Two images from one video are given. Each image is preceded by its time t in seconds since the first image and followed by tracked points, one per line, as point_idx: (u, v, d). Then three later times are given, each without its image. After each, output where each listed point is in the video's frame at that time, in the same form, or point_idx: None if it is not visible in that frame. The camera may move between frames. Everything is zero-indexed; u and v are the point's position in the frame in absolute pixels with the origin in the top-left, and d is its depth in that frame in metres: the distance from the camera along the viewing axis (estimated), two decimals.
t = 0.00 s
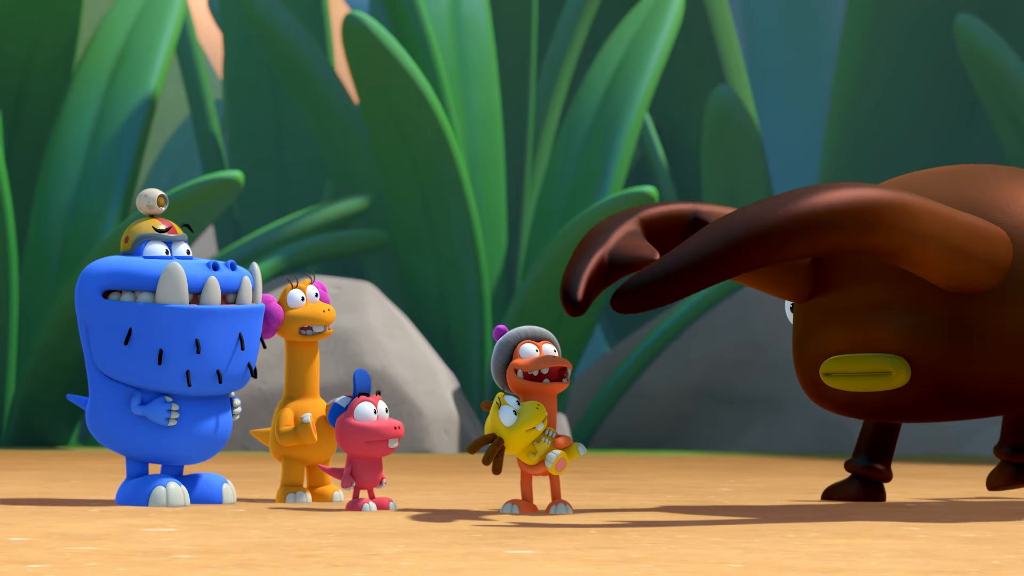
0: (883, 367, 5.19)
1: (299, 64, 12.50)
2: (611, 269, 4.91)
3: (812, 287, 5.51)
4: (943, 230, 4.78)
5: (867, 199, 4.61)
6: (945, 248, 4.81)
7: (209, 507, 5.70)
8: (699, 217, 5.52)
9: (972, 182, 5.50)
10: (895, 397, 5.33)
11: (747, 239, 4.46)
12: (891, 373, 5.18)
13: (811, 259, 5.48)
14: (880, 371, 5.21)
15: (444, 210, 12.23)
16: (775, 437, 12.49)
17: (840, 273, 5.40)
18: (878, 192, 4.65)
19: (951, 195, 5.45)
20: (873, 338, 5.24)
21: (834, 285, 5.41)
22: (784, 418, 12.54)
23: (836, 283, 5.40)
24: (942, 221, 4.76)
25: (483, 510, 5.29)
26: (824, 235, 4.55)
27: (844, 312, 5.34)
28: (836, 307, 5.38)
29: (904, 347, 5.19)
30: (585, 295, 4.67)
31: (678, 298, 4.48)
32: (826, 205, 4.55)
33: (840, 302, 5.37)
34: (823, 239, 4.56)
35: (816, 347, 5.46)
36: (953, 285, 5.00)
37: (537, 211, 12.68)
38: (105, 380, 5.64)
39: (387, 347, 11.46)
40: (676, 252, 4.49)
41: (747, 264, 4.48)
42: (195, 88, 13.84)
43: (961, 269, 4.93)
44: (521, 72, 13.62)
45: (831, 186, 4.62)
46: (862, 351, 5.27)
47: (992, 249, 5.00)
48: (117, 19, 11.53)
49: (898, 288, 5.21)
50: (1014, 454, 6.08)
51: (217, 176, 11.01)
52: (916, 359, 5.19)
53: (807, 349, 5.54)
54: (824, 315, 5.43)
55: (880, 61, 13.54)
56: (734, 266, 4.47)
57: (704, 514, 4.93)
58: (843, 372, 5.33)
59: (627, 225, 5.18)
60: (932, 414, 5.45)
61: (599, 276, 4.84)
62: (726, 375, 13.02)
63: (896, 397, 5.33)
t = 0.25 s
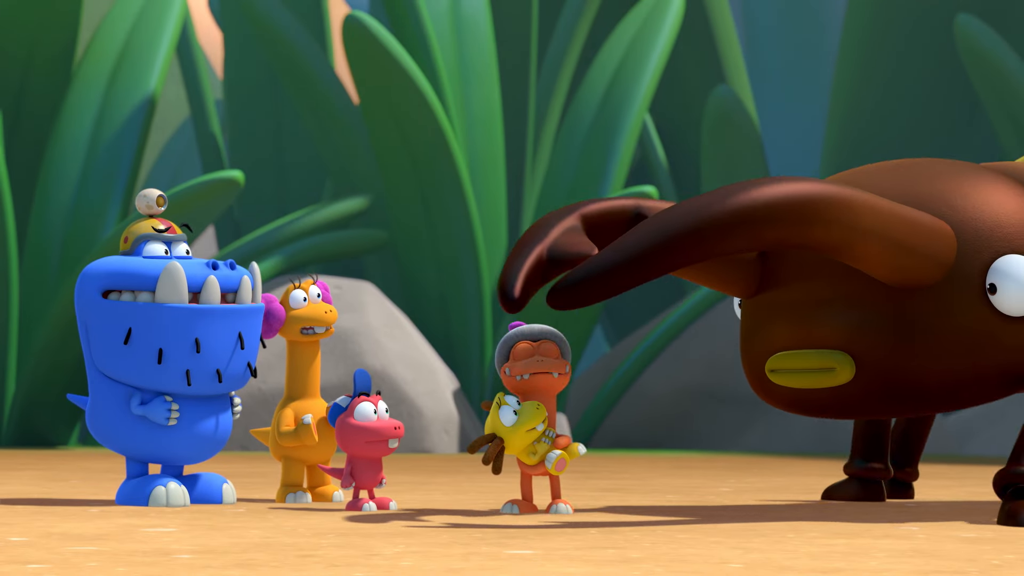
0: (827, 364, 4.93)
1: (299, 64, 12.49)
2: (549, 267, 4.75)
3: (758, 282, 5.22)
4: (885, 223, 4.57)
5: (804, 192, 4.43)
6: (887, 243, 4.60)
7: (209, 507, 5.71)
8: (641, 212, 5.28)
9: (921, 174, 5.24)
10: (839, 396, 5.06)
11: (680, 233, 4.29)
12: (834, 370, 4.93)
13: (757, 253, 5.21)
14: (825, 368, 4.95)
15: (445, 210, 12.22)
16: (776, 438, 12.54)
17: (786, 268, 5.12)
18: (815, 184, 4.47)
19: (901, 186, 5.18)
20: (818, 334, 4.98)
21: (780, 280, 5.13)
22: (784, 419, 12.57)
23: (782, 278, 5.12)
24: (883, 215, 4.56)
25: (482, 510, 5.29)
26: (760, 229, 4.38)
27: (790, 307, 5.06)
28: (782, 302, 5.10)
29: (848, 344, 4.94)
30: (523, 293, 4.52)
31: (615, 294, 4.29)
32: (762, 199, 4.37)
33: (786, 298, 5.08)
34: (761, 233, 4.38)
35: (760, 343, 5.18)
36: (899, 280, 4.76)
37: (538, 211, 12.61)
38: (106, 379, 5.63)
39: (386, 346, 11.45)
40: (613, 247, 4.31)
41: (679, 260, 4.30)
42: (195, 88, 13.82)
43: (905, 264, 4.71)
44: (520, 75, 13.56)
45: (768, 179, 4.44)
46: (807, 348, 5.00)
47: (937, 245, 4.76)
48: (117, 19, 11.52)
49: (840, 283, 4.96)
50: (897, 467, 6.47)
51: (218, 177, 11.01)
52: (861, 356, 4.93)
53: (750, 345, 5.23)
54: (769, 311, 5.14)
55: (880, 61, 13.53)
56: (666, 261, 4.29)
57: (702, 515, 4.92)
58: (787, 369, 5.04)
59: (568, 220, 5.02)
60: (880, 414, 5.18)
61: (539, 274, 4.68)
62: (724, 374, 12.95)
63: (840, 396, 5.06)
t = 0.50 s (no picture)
0: (773, 356, 4.86)
1: (299, 65, 12.49)
2: (489, 256, 4.65)
3: (705, 274, 5.16)
4: (828, 212, 4.53)
5: (745, 179, 4.38)
6: (831, 231, 4.57)
7: (208, 507, 5.71)
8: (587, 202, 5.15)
9: (868, 165, 5.21)
10: (784, 387, 5.00)
11: (621, 219, 4.22)
12: (780, 361, 4.86)
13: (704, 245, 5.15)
14: (770, 359, 4.87)
15: (444, 210, 12.19)
16: (775, 437, 12.53)
17: (732, 260, 5.07)
18: (757, 172, 4.42)
19: (846, 178, 5.14)
20: (764, 325, 4.92)
21: (726, 272, 5.08)
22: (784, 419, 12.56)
23: (729, 269, 5.07)
24: (826, 203, 4.52)
25: (482, 510, 5.30)
26: (699, 216, 4.31)
27: (737, 299, 5.00)
28: (727, 294, 5.04)
29: (794, 335, 4.89)
30: (462, 280, 4.44)
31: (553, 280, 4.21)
32: (703, 185, 4.31)
33: (731, 290, 5.03)
34: (701, 220, 4.32)
35: (705, 337, 5.10)
36: (844, 271, 4.74)
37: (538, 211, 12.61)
38: (106, 379, 5.63)
39: (387, 346, 11.45)
40: (553, 232, 4.22)
41: (621, 249, 4.23)
42: (195, 87, 13.81)
43: (849, 255, 4.68)
44: (520, 74, 13.60)
45: (708, 166, 4.40)
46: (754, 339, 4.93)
47: (882, 236, 4.73)
48: (117, 19, 11.51)
49: (784, 274, 4.92)
50: (893, 468, 6.45)
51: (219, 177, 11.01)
52: (806, 347, 4.88)
53: (697, 339, 5.16)
54: (716, 303, 5.08)
55: (880, 61, 13.49)
56: (608, 250, 4.21)
57: (702, 515, 4.92)
58: (734, 361, 4.96)
59: (511, 208, 4.90)
60: (824, 409, 5.13)
61: (477, 264, 4.57)
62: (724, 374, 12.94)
63: (786, 387, 5.00)
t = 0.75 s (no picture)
0: (740, 341, 4.84)
1: (299, 64, 12.48)
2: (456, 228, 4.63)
3: (675, 261, 5.17)
4: (796, 197, 4.52)
5: (712, 158, 4.38)
6: (798, 216, 4.56)
7: (208, 507, 5.71)
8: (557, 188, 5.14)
9: (839, 155, 5.21)
10: (752, 374, 4.97)
11: (586, 194, 4.22)
12: (747, 348, 4.84)
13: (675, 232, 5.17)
14: (737, 346, 4.85)
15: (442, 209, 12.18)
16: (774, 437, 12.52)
17: (702, 247, 5.07)
18: (726, 152, 4.42)
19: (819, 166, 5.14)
20: (731, 310, 4.91)
21: (697, 258, 5.07)
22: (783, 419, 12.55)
23: (699, 255, 5.07)
24: (794, 186, 4.51)
25: (482, 510, 5.30)
26: (663, 194, 4.32)
27: (705, 284, 4.99)
28: (697, 280, 5.04)
29: (760, 321, 4.88)
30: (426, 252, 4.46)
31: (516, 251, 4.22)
32: (668, 163, 4.31)
33: (701, 275, 5.02)
34: (667, 195, 4.33)
35: (674, 323, 5.09)
36: (813, 257, 4.74)
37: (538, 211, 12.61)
38: (105, 379, 5.63)
39: (387, 346, 11.45)
40: (515, 207, 4.23)
41: (583, 222, 4.24)
42: (195, 88, 13.81)
43: (817, 239, 4.67)
44: (521, 74, 13.60)
45: (674, 144, 4.40)
46: (721, 325, 4.92)
47: (851, 224, 4.73)
48: (117, 19, 11.51)
49: (753, 260, 4.92)
50: (892, 468, 6.45)
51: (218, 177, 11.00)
52: (772, 333, 4.87)
53: (666, 326, 5.15)
54: (685, 289, 5.07)
55: (879, 61, 13.47)
56: (572, 222, 4.22)
57: (702, 515, 4.92)
58: (700, 347, 4.94)
59: (477, 185, 4.88)
60: (791, 398, 5.10)
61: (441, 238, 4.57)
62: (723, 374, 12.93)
63: (753, 374, 4.97)
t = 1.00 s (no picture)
0: (729, 325, 4.84)
1: (299, 64, 12.49)
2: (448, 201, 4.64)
3: (668, 248, 5.16)
4: (788, 177, 4.51)
5: (704, 134, 4.38)
6: (790, 196, 4.55)
7: (208, 507, 5.71)
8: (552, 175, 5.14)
9: (833, 144, 5.22)
10: (742, 361, 4.95)
11: (577, 165, 4.22)
12: (737, 332, 4.84)
13: (669, 218, 5.16)
14: (727, 330, 4.85)
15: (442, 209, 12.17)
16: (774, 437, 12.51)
17: (695, 233, 5.07)
18: (718, 129, 4.43)
19: (813, 155, 5.15)
20: (722, 295, 4.91)
21: (690, 243, 5.07)
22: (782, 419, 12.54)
23: (692, 241, 5.07)
24: (785, 167, 4.50)
25: (482, 510, 5.30)
26: (653, 168, 4.32)
27: (697, 269, 5.00)
28: (688, 265, 5.04)
29: (750, 306, 4.87)
30: (416, 221, 4.50)
31: (504, 221, 4.23)
32: (659, 137, 4.32)
33: (693, 260, 5.03)
34: (658, 169, 4.32)
35: (665, 309, 5.09)
36: (802, 241, 4.74)
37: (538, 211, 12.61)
38: (105, 379, 5.62)
39: (387, 346, 11.44)
40: (507, 178, 4.22)
41: (573, 193, 4.23)
42: (195, 88, 13.80)
43: (808, 223, 4.66)
44: (521, 74, 13.61)
45: (666, 121, 4.40)
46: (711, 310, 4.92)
47: (842, 208, 4.72)
48: (117, 19, 11.51)
49: (744, 246, 4.92)
50: (893, 468, 6.45)
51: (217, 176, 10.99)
52: (762, 318, 4.86)
53: (658, 312, 5.15)
54: (676, 275, 5.07)
55: (880, 61, 13.47)
56: (561, 193, 4.22)
57: (703, 515, 4.93)
58: (689, 332, 4.94)
59: (470, 160, 4.90)
60: (780, 386, 5.08)
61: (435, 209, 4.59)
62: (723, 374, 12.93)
63: (741, 361, 4.96)
